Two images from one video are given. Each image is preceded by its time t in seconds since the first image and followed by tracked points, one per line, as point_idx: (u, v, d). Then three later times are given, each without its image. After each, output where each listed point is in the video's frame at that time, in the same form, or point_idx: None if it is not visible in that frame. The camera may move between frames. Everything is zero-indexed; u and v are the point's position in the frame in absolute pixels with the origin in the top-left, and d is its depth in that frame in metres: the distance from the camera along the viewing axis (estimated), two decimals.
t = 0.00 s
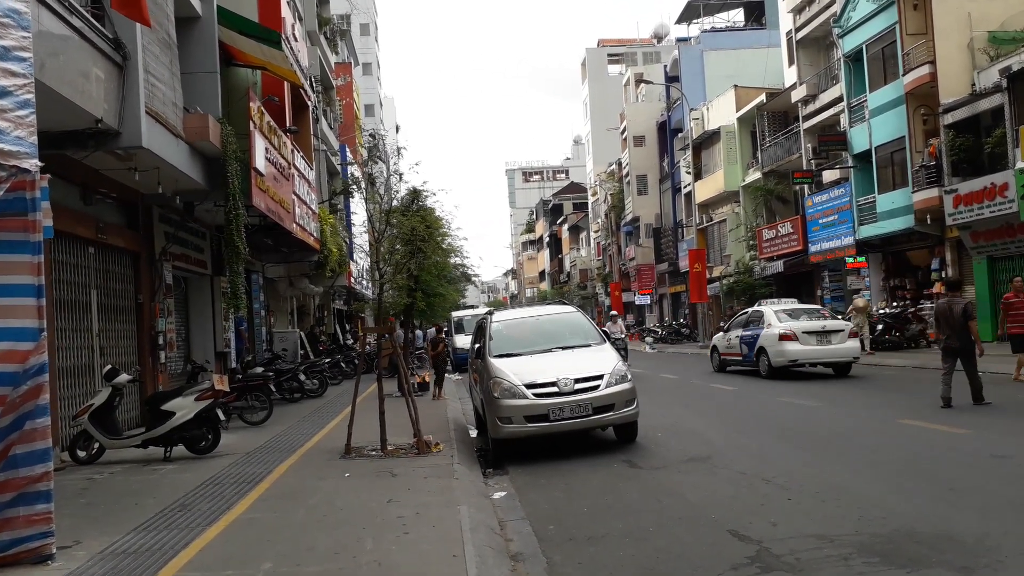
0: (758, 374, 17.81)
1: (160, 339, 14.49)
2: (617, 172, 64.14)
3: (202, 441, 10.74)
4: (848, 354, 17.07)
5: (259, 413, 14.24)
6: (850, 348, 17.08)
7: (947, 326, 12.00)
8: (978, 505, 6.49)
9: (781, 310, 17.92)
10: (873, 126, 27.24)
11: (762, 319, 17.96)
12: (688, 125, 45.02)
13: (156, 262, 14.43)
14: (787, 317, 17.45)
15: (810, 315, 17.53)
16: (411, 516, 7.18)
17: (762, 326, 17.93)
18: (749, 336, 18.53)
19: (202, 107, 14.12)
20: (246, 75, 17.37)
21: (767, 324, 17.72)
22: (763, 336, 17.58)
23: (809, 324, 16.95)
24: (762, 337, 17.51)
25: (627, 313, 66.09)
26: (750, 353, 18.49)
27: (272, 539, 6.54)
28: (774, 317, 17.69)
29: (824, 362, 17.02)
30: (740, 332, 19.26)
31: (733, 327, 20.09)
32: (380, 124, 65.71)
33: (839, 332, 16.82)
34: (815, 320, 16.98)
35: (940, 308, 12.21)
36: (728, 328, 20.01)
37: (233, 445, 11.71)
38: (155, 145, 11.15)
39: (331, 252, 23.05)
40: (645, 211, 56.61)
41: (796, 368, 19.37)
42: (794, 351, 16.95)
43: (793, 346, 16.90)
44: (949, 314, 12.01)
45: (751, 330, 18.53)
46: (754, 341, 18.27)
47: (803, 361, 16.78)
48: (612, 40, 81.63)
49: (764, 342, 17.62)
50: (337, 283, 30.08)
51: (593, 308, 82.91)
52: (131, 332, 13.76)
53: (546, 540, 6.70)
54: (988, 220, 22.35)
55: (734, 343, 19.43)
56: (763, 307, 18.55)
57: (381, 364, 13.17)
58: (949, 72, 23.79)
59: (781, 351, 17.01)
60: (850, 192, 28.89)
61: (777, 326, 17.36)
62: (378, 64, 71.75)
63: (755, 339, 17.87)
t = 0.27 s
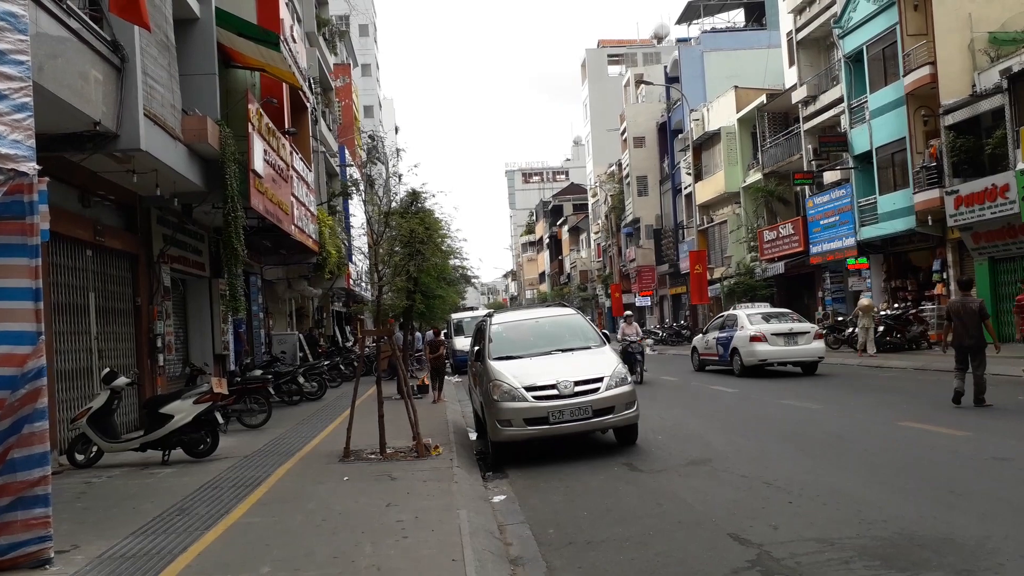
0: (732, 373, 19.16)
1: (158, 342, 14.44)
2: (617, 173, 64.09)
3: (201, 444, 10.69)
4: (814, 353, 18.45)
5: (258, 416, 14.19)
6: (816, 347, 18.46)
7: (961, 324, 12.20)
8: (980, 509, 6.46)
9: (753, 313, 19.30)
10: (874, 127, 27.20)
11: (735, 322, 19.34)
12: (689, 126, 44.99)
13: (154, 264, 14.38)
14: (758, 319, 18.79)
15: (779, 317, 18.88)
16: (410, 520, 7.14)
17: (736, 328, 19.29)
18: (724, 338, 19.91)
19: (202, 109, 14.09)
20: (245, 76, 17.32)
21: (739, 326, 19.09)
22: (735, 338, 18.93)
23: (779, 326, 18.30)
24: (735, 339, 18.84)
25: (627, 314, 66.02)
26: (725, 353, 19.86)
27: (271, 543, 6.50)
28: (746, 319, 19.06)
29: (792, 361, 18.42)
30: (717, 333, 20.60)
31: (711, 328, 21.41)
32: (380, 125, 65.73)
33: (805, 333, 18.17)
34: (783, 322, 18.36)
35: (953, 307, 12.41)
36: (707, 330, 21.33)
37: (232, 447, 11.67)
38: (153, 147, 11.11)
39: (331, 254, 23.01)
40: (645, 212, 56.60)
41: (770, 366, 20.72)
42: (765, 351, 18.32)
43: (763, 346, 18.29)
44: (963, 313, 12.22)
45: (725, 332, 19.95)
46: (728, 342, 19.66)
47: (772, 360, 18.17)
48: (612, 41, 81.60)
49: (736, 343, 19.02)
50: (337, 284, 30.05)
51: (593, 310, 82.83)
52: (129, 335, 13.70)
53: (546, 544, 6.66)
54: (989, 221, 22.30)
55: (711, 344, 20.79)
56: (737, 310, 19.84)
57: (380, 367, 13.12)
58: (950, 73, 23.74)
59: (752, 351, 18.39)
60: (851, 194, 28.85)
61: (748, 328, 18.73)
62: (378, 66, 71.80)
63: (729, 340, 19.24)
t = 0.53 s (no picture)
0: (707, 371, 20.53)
1: (159, 343, 14.50)
2: (616, 175, 64.15)
3: (202, 445, 10.74)
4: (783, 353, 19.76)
5: (258, 417, 14.25)
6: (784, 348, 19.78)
7: (963, 327, 12.25)
8: (974, 509, 6.53)
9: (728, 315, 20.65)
10: (872, 130, 27.28)
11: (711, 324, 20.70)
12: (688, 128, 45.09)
13: (156, 266, 14.45)
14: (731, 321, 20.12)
15: (751, 320, 20.19)
16: (410, 520, 7.21)
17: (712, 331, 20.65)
18: (701, 339, 21.28)
19: (203, 112, 14.15)
20: (245, 79, 17.37)
21: (714, 328, 20.44)
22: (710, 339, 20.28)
23: (750, 328, 19.64)
24: (710, 340, 20.17)
25: (627, 316, 66.08)
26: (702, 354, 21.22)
27: (271, 543, 6.56)
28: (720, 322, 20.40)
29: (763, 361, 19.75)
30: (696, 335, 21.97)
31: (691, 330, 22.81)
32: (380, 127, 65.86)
33: (774, 334, 19.47)
34: (753, 325, 19.70)
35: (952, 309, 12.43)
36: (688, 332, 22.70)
37: (233, 448, 11.72)
38: (154, 149, 11.18)
39: (331, 255, 23.08)
40: (645, 214, 56.71)
41: (746, 366, 21.96)
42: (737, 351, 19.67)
43: (735, 347, 19.65)
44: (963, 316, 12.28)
45: (702, 334, 21.34)
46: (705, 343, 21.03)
47: (744, 360, 19.49)
48: (611, 44, 81.68)
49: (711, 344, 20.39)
50: (336, 286, 30.11)
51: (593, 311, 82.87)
52: (131, 336, 13.77)
53: (545, 544, 6.72)
54: (986, 223, 22.38)
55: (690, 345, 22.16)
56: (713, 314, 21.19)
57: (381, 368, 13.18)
58: (947, 75, 23.83)
59: (724, 352, 19.73)
60: (849, 196, 28.92)
61: (722, 330, 20.08)
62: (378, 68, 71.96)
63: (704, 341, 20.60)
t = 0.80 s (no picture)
0: (685, 369, 21.90)
1: (159, 346, 14.54)
2: (615, 175, 64.17)
3: (201, 447, 10.77)
4: (756, 351, 21.21)
5: (258, 418, 14.30)
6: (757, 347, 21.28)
7: (956, 327, 12.32)
8: (969, 510, 6.56)
9: (705, 316, 22.03)
10: (870, 129, 27.30)
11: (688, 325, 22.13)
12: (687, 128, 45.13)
13: (155, 268, 14.49)
14: (707, 322, 21.52)
15: (725, 322, 21.59)
16: (408, 522, 7.25)
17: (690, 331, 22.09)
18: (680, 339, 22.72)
19: (201, 114, 14.19)
20: (244, 81, 17.46)
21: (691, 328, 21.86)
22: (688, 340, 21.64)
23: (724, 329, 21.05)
24: (688, 340, 21.55)
25: (626, 315, 66.11)
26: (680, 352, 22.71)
27: (269, 545, 6.60)
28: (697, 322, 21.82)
29: (737, 359, 21.13)
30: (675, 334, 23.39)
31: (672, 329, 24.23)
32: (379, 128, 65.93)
33: (746, 335, 20.89)
34: (727, 325, 21.12)
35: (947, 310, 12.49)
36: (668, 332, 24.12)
37: (232, 451, 11.76)
38: (153, 152, 11.22)
39: (330, 256, 23.12)
40: (644, 213, 56.77)
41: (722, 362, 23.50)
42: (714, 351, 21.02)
43: (711, 346, 21.01)
44: (956, 317, 12.35)
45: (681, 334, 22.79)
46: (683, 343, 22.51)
47: (719, 358, 20.88)
48: (610, 43, 81.68)
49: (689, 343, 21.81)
50: (336, 287, 30.17)
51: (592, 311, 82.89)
52: (130, 339, 13.81)
53: (542, 545, 6.76)
54: (984, 223, 22.41)
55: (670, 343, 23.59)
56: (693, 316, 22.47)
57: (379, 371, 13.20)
58: (945, 75, 23.83)
59: (701, 351, 21.09)
60: (848, 195, 28.96)
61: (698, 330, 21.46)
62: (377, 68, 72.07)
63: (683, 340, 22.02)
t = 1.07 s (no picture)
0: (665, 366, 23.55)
1: (156, 344, 14.60)
2: (612, 174, 64.24)
3: (198, 445, 10.84)
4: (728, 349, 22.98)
5: (255, 417, 14.36)
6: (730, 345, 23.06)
7: (948, 326, 12.41)
8: (958, 508, 6.62)
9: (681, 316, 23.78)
10: (866, 129, 27.38)
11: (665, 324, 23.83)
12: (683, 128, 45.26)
13: (152, 267, 14.54)
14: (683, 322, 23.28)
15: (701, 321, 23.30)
16: (403, 519, 7.32)
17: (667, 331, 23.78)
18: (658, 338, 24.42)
19: (199, 114, 14.24)
20: (241, 80, 17.51)
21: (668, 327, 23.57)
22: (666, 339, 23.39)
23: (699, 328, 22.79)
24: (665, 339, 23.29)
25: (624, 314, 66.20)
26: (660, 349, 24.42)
27: (265, 542, 6.67)
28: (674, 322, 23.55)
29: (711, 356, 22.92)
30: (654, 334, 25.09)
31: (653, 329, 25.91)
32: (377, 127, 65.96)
33: (720, 334, 22.66)
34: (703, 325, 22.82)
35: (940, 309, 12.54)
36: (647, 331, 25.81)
37: (228, 449, 11.82)
38: (150, 152, 11.27)
39: (326, 255, 23.18)
40: (641, 212, 56.85)
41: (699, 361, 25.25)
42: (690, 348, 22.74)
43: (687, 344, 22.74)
44: (948, 316, 12.43)
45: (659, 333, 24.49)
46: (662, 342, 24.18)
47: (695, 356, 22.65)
48: (608, 43, 81.71)
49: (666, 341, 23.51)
50: (332, 286, 30.23)
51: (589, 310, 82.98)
52: (128, 337, 13.87)
53: (535, 542, 6.83)
54: (979, 223, 22.50)
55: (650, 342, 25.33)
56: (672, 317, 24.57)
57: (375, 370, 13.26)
58: (940, 75, 23.93)
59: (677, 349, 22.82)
60: (843, 195, 29.04)
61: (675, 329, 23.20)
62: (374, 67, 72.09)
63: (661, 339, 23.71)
